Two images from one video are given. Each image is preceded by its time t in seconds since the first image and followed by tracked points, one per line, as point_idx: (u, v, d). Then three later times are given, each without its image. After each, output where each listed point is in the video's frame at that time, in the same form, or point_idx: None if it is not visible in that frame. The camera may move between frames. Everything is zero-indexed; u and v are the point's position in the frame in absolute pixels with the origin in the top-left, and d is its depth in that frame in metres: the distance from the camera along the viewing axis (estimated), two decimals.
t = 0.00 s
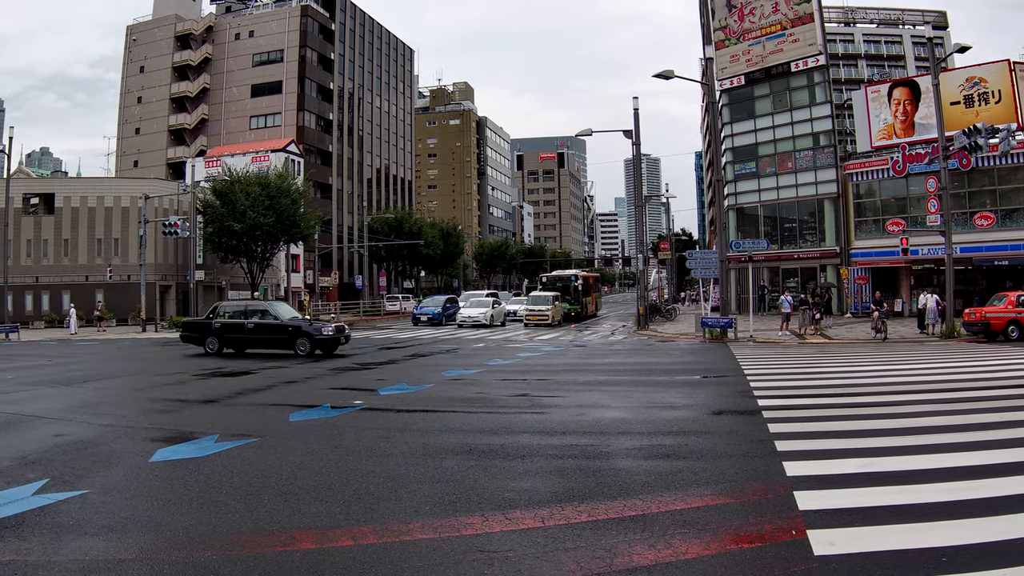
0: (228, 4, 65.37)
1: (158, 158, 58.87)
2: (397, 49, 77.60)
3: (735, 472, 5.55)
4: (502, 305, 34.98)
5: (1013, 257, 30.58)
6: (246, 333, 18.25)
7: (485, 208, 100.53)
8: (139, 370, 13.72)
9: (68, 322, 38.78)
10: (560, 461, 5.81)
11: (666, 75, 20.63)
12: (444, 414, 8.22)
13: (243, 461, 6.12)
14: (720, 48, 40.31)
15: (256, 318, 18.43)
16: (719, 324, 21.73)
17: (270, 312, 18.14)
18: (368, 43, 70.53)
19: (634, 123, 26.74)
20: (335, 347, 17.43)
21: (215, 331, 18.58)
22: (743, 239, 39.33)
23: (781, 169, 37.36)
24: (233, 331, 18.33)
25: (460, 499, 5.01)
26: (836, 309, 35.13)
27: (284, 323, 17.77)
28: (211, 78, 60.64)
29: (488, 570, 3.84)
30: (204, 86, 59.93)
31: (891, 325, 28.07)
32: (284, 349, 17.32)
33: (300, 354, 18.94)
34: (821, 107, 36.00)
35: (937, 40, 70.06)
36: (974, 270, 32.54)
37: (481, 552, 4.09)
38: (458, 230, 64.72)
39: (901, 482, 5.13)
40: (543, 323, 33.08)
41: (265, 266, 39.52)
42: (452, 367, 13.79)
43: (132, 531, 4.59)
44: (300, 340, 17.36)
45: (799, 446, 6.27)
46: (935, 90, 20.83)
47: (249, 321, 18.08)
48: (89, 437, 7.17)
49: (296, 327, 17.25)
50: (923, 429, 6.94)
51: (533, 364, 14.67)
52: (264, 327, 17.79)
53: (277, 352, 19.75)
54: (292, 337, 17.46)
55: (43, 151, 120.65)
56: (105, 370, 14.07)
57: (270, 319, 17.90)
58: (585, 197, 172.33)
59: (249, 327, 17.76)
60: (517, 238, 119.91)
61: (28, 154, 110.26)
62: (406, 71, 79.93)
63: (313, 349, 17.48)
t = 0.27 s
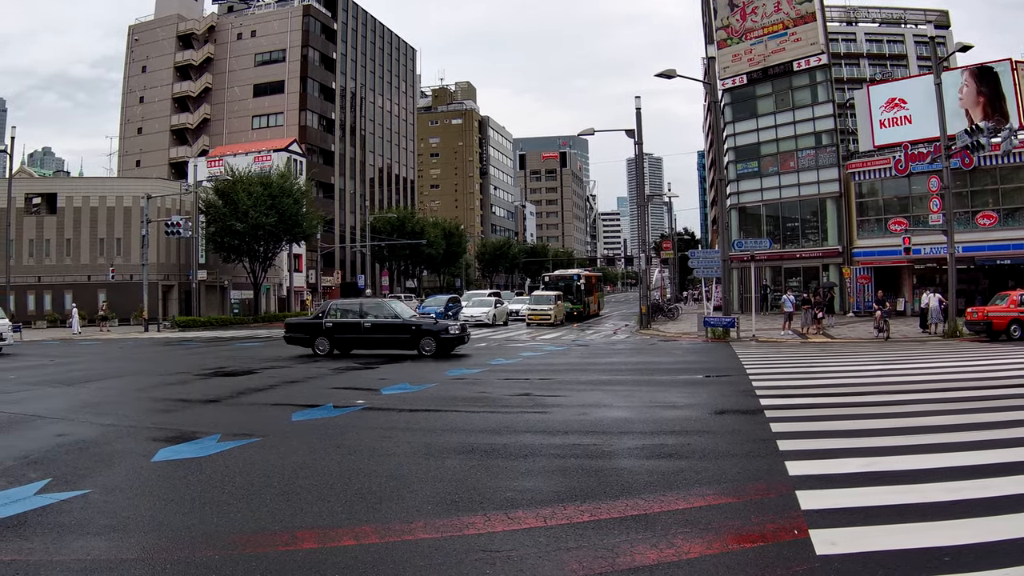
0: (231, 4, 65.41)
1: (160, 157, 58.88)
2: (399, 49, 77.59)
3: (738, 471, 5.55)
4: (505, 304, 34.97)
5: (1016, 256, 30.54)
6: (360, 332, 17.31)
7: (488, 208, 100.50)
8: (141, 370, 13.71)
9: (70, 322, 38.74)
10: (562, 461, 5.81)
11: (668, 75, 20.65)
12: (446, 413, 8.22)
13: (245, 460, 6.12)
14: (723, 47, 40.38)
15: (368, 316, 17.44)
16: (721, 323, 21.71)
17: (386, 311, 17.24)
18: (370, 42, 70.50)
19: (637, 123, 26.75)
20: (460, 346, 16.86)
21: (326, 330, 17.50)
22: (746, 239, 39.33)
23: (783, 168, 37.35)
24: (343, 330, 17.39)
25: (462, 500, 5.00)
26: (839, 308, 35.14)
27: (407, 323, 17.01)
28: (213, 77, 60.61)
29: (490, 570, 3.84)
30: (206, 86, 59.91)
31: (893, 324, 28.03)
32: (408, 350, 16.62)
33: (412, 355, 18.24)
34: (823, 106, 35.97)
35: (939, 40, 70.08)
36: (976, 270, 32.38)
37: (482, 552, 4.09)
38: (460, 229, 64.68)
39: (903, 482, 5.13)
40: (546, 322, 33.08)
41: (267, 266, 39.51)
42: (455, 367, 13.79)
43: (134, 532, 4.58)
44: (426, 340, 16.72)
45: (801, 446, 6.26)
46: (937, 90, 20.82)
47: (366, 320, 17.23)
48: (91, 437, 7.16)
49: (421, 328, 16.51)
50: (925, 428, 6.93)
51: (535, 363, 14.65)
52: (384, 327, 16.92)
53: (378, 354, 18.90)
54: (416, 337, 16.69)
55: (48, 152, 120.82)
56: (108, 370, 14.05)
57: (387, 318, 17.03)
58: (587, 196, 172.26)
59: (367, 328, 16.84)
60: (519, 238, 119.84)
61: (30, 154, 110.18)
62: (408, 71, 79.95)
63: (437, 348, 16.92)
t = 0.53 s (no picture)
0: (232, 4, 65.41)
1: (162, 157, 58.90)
2: (401, 49, 77.60)
3: (740, 471, 5.55)
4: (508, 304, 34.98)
5: (1018, 255, 30.52)
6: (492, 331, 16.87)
7: (490, 208, 100.51)
8: (143, 370, 13.70)
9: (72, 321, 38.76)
10: (564, 461, 5.81)
11: (671, 75, 20.64)
12: (448, 413, 8.23)
13: (247, 460, 6.12)
14: (725, 46, 40.39)
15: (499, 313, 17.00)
16: (723, 322, 21.67)
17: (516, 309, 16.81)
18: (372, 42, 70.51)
19: (639, 122, 26.71)
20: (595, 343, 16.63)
21: (453, 330, 17.02)
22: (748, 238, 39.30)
23: (785, 167, 37.35)
24: (473, 330, 17.08)
25: (464, 499, 5.00)
26: (841, 307, 35.32)
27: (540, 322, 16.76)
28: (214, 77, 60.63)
29: (493, 570, 3.84)
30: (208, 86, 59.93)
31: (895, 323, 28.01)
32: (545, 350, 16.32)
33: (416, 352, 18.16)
34: (825, 105, 36.00)
35: (941, 39, 70.07)
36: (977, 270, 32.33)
37: (484, 552, 4.09)
38: (462, 229, 64.70)
39: (905, 481, 5.12)
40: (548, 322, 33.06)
41: (269, 265, 39.53)
42: (457, 366, 13.78)
43: (136, 531, 4.58)
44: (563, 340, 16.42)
45: (803, 445, 6.27)
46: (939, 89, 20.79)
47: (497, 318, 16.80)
48: (93, 437, 7.16)
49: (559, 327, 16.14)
50: (927, 428, 6.93)
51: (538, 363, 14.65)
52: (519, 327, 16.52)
53: (497, 353, 18.64)
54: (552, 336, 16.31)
55: (50, 152, 120.93)
56: (109, 370, 14.03)
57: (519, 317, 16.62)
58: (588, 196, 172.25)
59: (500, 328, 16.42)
60: (521, 237, 119.85)
61: (31, 154, 110.16)
62: (410, 71, 79.98)
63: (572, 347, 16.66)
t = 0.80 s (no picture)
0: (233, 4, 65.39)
1: (163, 157, 58.91)
2: (403, 49, 77.54)
3: (742, 470, 5.55)
4: (511, 303, 35.01)
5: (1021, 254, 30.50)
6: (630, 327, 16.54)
7: (492, 207, 100.54)
8: (145, 369, 13.70)
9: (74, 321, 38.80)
10: (566, 460, 5.81)
11: (672, 74, 20.64)
12: (451, 413, 8.23)
13: (249, 460, 6.12)
14: (726, 46, 40.39)
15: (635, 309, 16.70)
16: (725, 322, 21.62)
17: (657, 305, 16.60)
18: (374, 41, 70.45)
19: (641, 122, 26.68)
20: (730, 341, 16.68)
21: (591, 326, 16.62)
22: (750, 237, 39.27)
23: (787, 167, 37.33)
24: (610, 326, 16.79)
25: (465, 498, 5.00)
26: (843, 306, 35.60)
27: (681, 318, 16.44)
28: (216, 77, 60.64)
29: (496, 569, 3.84)
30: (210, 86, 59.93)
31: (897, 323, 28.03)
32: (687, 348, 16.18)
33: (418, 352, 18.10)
34: (826, 104, 35.99)
35: (942, 38, 70.09)
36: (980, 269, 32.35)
37: (486, 551, 4.09)
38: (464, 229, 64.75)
39: (906, 481, 5.13)
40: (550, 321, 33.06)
41: (272, 265, 39.56)
42: (459, 366, 13.78)
43: (139, 531, 4.58)
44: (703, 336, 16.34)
45: (805, 445, 6.26)
46: (942, 88, 20.69)
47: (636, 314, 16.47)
48: (95, 437, 7.15)
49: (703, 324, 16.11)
50: (930, 427, 6.93)
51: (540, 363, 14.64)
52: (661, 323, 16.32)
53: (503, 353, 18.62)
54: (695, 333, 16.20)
55: (51, 152, 121.05)
56: (111, 370, 14.02)
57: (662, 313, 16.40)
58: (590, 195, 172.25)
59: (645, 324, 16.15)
60: (523, 237, 119.87)
61: (33, 154, 110.25)
62: (412, 71, 79.99)
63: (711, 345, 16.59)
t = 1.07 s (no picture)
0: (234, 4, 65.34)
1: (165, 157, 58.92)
2: (404, 48, 77.50)
3: (744, 470, 5.55)
4: (513, 303, 34.99)
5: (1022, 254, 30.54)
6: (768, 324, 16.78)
7: (493, 207, 100.56)
8: (147, 369, 13.68)
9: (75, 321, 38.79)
10: (568, 460, 5.81)
11: (674, 73, 20.62)
12: (453, 412, 8.23)
13: (251, 459, 6.13)
14: (728, 45, 40.44)
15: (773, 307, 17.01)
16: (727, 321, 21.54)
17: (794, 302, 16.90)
18: (375, 41, 70.39)
19: (642, 121, 26.64)
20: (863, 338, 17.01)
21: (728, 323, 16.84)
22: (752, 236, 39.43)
23: (789, 166, 37.34)
24: (744, 325, 17.00)
25: (467, 498, 5.00)
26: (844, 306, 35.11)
27: (813, 315, 16.94)
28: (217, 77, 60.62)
29: (497, 569, 3.84)
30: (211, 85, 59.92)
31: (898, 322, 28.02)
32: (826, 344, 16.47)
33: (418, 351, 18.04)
34: (827, 104, 35.98)
35: (943, 38, 70.08)
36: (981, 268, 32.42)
37: (489, 551, 4.08)
38: (465, 228, 64.79)
39: (908, 480, 5.12)
40: (551, 321, 33.05)
41: (273, 265, 39.57)
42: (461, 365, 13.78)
43: (140, 530, 4.59)
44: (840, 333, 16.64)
45: (807, 444, 6.26)
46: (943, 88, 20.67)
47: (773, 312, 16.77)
48: (96, 436, 7.15)
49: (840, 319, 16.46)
50: (932, 426, 6.92)
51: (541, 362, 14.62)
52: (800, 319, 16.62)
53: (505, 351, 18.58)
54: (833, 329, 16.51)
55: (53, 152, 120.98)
56: (113, 370, 14.01)
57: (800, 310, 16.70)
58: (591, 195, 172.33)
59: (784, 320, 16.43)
60: (525, 236, 119.92)
61: (35, 155, 110.15)
62: (413, 70, 79.98)
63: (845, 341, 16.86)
